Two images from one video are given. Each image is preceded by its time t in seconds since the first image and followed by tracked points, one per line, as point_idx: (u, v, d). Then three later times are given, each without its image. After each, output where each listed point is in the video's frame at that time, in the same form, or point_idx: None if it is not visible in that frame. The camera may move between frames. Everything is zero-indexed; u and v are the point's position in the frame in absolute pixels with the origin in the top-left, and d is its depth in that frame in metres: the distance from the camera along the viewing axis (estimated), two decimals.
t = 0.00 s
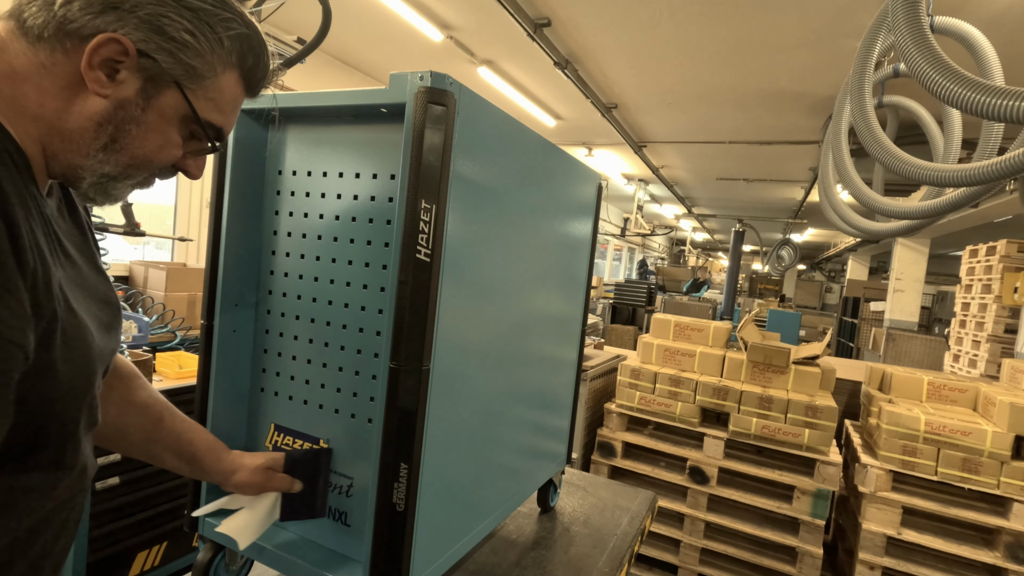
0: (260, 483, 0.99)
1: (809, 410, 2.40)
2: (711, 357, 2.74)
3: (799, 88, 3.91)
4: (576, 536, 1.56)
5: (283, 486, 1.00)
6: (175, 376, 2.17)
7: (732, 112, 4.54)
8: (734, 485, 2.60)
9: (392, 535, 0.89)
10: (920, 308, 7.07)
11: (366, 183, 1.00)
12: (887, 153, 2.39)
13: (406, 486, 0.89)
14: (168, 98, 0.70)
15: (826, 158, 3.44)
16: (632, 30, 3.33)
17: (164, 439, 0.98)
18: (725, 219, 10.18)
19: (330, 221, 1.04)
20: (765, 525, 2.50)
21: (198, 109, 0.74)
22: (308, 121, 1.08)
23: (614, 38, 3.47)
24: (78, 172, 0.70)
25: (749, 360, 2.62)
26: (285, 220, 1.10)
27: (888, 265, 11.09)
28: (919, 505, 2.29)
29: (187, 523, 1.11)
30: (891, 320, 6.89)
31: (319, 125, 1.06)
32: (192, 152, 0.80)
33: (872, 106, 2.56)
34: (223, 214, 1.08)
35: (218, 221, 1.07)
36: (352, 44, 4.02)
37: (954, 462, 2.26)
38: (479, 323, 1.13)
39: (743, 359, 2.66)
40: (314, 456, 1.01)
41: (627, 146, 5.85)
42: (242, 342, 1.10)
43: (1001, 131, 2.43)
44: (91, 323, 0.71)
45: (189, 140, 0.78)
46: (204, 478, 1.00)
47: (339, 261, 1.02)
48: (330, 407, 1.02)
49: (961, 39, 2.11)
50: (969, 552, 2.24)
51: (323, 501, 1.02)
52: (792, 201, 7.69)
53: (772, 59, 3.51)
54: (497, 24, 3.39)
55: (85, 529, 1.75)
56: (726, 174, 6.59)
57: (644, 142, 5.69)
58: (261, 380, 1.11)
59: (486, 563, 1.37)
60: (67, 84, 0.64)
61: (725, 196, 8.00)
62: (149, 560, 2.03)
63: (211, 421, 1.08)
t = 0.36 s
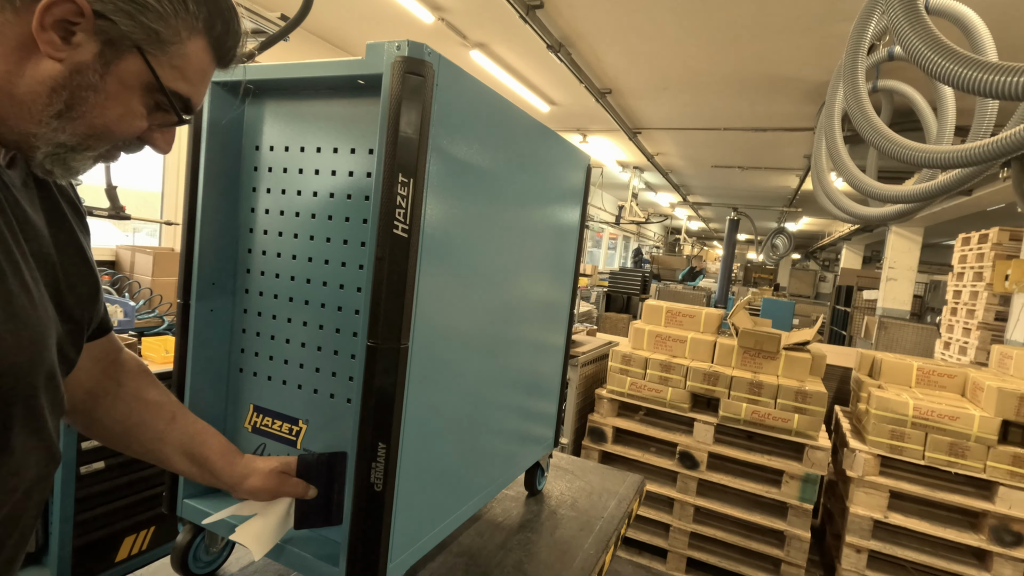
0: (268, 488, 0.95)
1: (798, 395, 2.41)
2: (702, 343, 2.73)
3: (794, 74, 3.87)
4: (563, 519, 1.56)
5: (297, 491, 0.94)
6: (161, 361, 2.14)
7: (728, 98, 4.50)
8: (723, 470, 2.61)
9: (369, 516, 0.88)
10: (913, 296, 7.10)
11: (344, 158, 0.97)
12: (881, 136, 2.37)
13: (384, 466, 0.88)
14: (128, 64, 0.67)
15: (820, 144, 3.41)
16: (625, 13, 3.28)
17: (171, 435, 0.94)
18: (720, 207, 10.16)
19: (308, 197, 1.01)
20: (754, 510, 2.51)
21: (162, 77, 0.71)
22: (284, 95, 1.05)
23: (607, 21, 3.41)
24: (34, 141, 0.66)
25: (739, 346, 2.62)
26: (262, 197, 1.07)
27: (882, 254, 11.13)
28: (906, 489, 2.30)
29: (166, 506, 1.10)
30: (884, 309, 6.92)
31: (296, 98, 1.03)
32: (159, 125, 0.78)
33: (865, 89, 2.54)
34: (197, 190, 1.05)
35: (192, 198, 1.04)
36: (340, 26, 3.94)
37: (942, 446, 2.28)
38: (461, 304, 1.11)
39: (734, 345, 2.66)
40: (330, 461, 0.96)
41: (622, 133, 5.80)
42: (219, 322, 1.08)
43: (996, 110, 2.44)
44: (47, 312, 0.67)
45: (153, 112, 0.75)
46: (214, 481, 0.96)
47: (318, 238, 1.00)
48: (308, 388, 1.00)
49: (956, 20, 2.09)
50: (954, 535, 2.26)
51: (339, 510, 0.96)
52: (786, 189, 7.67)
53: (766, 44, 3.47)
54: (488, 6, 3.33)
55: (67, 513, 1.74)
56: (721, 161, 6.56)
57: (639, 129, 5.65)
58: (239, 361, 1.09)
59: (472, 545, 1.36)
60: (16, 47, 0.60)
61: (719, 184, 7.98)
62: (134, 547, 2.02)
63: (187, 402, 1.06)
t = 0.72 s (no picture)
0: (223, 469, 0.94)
1: (792, 379, 2.40)
2: (697, 328, 2.73)
3: (792, 58, 3.83)
4: (553, 501, 1.55)
5: (257, 474, 0.96)
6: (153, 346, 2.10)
7: (725, 83, 4.45)
8: (717, 454, 2.61)
9: (352, 491, 0.87)
10: (909, 285, 7.10)
11: (325, 129, 0.95)
12: (881, 118, 2.33)
13: (367, 442, 0.87)
14: (78, 10, 0.63)
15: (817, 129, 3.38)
16: None
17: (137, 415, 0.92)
18: (718, 195, 10.11)
19: (289, 170, 0.99)
20: (747, 493, 2.52)
21: (116, 24, 0.67)
22: (263, 64, 1.02)
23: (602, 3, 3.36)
24: None
25: (734, 330, 2.61)
26: (243, 171, 1.04)
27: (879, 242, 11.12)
28: (899, 472, 2.30)
29: (148, 485, 1.08)
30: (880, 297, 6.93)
31: (276, 68, 1.00)
32: (114, 78, 0.73)
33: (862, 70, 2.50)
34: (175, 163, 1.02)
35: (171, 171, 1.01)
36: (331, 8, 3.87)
37: (934, 429, 2.28)
38: (449, 283, 1.10)
39: (728, 330, 2.65)
40: (290, 446, 0.97)
41: (619, 119, 5.74)
42: (202, 299, 1.06)
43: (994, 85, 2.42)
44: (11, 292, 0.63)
45: (110, 65, 0.71)
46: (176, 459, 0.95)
47: (299, 212, 0.97)
48: (292, 365, 0.98)
49: None
50: (944, 517, 2.27)
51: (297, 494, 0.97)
52: (784, 177, 7.64)
53: (764, 26, 3.42)
54: None
55: (57, 497, 1.73)
56: (718, 148, 6.52)
57: (635, 115, 5.60)
58: (222, 339, 1.07)
59: (461, 526, 1.35)
60: None
61: (717, 172, 7.93)
62: (123, 532, 2.01)
63: (168, 379, 1.03)
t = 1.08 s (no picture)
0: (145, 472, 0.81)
1: (792, 365, 2.40)
2: (696, 315, 2.72)
3: (794, 43, 3.78)
4: (551, 486, 1.55)
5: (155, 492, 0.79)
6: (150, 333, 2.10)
7: (726, 69, 4.40)
8: (715, 440, 2.62)
9: (346, 473, 0.86)
10: (910, 273, 7.08)
11: (316, 108, 0.93)
12: (886, 102, 2.30)
13: (359, 423, 0.86)
14: None
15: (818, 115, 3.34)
16: None
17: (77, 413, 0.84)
18: (718, 184, 10.06)
19: (280, 151, 0.97)
20: (746, 479, 2.52)
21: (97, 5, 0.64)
22: (252, 42, 1.00)
23: None
24: None
25: (733, 317, 2.60)
26: (234, 151, 1.02)
27: (881, 231, 11.07)
28: (897, 458, 2.30)
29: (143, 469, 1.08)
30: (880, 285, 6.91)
31: (265, 46, 0.98)
32: (94, 59, 0.69)
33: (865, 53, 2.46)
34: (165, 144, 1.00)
35: (161, 151, 0.99)
36: None
37: (934, 415, 2.27)
38: (445, 266, 1.08)
39: (727, 317, 2.64)
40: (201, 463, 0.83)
41: (619, 106, 5.69)
42: (194, 282, 1.05)
43: (998, 66, 2.38)
44: None
45: (90, 46, 0.67)
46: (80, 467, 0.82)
47: (291, 193, 0.96)
48: (284, 348, 0.98)
49: None
50: (942, 503, 2.28)
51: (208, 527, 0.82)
52: (785, 165, 7.58)
53: (766, 10, 3.36)
54: None
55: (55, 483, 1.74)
56: (719, 136, 6.46)
57: (636, 102, 5.54)
58: (215, 322, 1.06)
59: (458, 510, 1.36)
60: None
61: (718, 160, 7.87)
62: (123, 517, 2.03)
63: (160, 363, 1.03)
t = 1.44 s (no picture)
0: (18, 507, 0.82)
1: (797, 354, 2.39)
2: (701, 304, 2.70)
3: (802, 28, 3.72)
4: (556, 473, 1.55)
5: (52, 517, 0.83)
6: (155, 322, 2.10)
7: (732, 56, 4.34)
8: (720, 429, 2.62)
9: (353, 457, 0.87)
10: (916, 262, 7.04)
11: (320, 92, 0.92)
12: (897, 87, 2.26)
13: (366, 408, 0.86)
14: (82, 34, 0.65)
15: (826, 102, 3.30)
16: None
17: None
18: (723, 173, 9.98)
19: (285, 136, 0.96)
20: (750, 468, 2.53)
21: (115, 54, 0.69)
22: (255, 25, 0.98)
23: None
24: None
25: (738, 306, 2.59)
26: (239, 137, 1.01)
27: (887, 221, 10.98)
28: (903, 446, 2.30)
29: (152, 455, 1.08)
30: (886, 275, 6.89)
31: (268, 29, 0.97)
32: (96, 101, 0.74)
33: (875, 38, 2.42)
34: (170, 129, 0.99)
35: (166, 136, 0.99)
36: None
37: (940, 403, 2.26)
38: (450, 253, 1.08)
39: (733, 305, 2.63)
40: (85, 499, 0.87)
41: (623, 94, 5.63)
42: (200, 268, 1.05)
43: (1011, 49, 2.34)
44: None
45: (99, 89, 0.72)
46: None
47: (296, 178, 0.95)
48: (291, 334, 0.98)
49: None
50: (948, 490, 2.27)
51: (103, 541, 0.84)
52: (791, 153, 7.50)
53: None
54: None
55: (65, 470, 1.76)
56: (725, 124, 6.40)
57: (641, 90, 5.48)
58: (221, 309, 1.06)
59: (464, 496, 1.36)
60: None
61: (724, 149, 7.80)
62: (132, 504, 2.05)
63: (168, 349, 1.03)
